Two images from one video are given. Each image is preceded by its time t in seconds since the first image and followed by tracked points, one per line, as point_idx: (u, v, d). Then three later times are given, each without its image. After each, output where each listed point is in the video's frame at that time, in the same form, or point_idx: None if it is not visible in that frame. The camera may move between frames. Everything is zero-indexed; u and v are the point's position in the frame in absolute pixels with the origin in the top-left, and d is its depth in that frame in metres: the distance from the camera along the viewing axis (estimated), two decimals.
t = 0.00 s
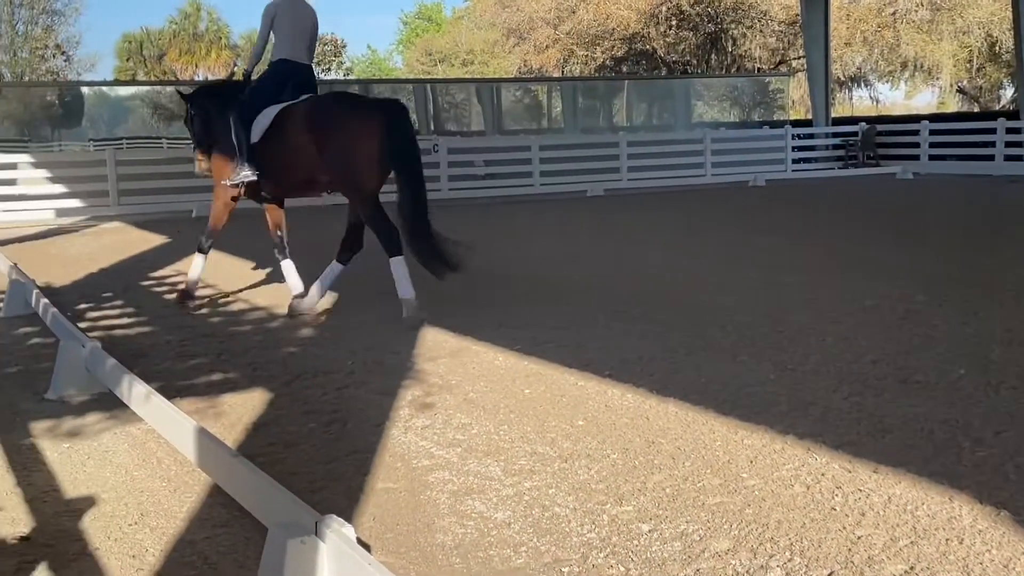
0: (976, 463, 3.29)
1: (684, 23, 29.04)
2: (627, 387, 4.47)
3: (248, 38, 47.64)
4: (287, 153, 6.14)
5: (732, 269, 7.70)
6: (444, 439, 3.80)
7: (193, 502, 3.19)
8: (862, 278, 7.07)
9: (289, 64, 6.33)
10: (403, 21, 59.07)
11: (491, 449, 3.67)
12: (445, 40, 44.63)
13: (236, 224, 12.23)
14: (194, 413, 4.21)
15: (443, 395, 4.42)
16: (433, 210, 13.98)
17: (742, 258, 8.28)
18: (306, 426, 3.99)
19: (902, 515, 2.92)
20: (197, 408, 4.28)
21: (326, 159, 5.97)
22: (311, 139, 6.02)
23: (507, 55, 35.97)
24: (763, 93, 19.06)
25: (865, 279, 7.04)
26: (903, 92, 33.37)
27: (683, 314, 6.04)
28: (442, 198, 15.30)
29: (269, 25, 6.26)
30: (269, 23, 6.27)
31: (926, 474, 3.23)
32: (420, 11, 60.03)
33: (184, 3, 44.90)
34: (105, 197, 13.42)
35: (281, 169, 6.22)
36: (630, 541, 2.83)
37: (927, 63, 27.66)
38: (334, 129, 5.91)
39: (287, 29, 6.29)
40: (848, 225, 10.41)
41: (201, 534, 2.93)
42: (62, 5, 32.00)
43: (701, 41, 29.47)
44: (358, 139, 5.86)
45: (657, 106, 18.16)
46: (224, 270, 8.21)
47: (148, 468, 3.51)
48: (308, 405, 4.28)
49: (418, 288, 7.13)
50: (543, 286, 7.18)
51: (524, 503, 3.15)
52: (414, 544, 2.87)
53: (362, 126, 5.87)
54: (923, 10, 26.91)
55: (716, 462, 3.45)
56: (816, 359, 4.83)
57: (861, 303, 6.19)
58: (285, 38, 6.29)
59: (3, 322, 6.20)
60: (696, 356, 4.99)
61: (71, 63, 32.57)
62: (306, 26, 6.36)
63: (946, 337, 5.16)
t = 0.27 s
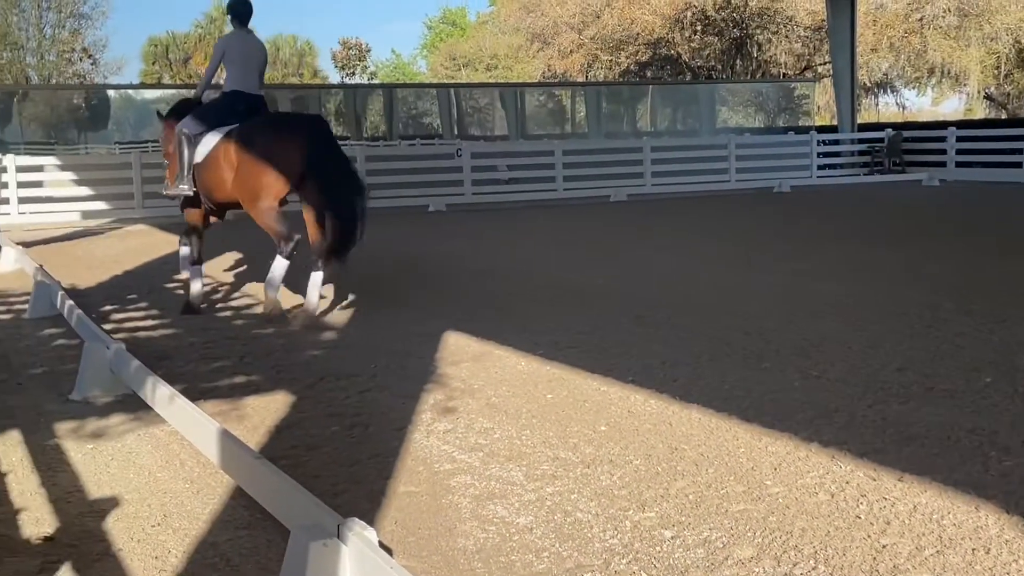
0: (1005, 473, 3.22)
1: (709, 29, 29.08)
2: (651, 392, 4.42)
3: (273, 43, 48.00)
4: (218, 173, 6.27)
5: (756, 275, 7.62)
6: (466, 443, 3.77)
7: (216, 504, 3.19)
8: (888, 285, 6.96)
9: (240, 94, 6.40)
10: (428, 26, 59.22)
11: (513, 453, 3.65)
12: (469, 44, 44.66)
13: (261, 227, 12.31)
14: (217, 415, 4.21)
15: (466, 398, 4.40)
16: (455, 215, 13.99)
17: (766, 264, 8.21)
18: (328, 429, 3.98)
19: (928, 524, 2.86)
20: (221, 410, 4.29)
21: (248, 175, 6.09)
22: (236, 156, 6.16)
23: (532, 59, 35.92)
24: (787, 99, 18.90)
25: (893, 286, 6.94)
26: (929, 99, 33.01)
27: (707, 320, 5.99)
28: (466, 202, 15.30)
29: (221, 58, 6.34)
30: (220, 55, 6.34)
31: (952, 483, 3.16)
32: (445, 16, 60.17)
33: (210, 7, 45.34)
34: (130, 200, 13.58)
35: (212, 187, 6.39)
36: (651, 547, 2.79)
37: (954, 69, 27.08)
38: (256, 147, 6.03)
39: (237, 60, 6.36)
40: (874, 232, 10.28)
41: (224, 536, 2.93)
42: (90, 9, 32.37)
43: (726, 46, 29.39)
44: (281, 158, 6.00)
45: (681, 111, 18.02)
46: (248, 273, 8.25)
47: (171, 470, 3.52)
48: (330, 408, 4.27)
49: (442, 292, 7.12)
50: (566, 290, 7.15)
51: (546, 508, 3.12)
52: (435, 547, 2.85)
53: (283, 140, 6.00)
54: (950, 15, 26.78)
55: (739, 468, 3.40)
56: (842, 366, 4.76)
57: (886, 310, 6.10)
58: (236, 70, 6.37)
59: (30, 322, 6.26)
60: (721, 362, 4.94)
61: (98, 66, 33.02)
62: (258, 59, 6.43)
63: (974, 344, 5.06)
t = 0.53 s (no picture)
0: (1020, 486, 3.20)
1: (723, 38, 28.98)
2: (663, 402, 4.41)
3: (289, 52, 48.36)
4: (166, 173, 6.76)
5: (769, 285, 7.60)
6: (479, 451, 3.78)
7: (229, 510, 3.20)
8: (903, 296, 6.92)
9: (190, 90, 6.96)
10: (442, 35, 59.48)
11: (526, 462, 3.65)
12: (483, 54, 44.86)
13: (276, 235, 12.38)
14: (231, 422, 4.24)
15: (479, 407, 4.40)
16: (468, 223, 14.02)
17: (780, 274, 8.18)
18: (341, 437, 3.99)
19: (941, 535, 2.84)
20: (234, 418, 4.31)
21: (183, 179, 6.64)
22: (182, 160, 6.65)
23: (546, 68, 36.01)
24: (802, 108, 18.79)
25: (908, 297, 6.90)
26: (943, 108, 32.89)
27: (720, 330, 5.97)
28: (479, 211, 15.32)
29: (176, 56, 6.97)
30: (174, 53, 6.99)
31: (966, 494, 3.14)
32: (460, 26, 60.43)
33: (226, 15, 45.78)
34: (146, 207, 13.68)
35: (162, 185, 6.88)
36: (664, 557, 2.78)
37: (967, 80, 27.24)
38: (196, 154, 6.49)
39: (190, 58, 6.98)
40: (889, 243, 10.21)
41: (237, 543, 2.94)
42: (108, 18, 32.71)
43: (740, 56, 29.33)
44: (210, 170, 6.46)
45: (695, 121, 17.97)
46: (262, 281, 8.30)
47: (184, 476, 3.54)
48: (343, 416, 4.29)
49: (454, 301, 7.13)
50: (578, 299, 7.15)
51: (559, 516, 3.11)
52: (447, 555, 2.85)
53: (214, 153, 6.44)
54: (965, 26, 26.71)
55: (752, 478, 3.38)
56: (855, 376, 4.73)
57: (901, 320, 6.07)
58: (186, 66, 6.96)
59: (46, 329, 6.31)
60: (733, 371, 4.93)
61: (114, 74, 33.39)
62: (212, 57, 7.07)
63: (989, 356, 5.03)
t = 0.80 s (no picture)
0: None
1: (730, 50, 29.04)
2: (670, 413, 4.41)
3: (297, 63, 48.65)
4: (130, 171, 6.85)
5: (776, 296, 7.59)
6: (485, 462, 3.78)
7: (234, 520, 3.20)
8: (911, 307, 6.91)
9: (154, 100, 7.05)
10: (450, 46, 59.77)
11: (532, 473, 3.64)
12: (491, 65, 45.06)
13: (284, 245, 12.42)
14: (237, 432, 4.25)
15: (485, 417, 4.40)
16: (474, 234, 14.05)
17: (787, 285, 8.17)
18: (347, 447, 4.00)
19: (948, 548, 2.83)
20: (240, 427, 4.32)
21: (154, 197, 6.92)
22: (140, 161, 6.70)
23: (552, 79, 36.14)
24: (808, 120, 18.82)
25: (916, 308, 6.88)
26: (950, 120, 32.92)
27: (726, 341, 5.96)
28: (486, 222, 15.35)
29: (138, 68, 7.03)
30: (137, 64, 7.04)
31: (974, 507, 3.12)
32: (468, 37, 60.72)
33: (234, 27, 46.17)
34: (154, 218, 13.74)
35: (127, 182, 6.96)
36: (671, 568, 2.77)
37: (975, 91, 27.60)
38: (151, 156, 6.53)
39: (151, 70, 7.03)
40: (895, 254, 10.19)
41: (242, 552, 2.94)
42: (117, 29, 33.00)
43: (746, 67, 29.56)
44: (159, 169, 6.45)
45: (701, 132, 17.98)
46: (268, 291, 8.32)
47: (191, 485, 3.55)
48: (349, 426, 4.29)
49: (460, 310, 7.15)
50: (584, 309, 7.15)
51: (565, 528, 3.11)
52: (452, 566, 2.85)
53: (162, 160, 6.44)
54: (973, 37, 26.65)
55: (759, 490, 3.37)
56: (862, 388, 4.72)
57: (909, 332, 6.05)
58: (147, 78, 7.01)
59: (54, 338, 6.34)
60: (740, 383, 4.92)
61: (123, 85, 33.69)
62: (173, 69, 7.12)
63: (996, 368, 5.00)
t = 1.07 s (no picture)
0: None
1: (731, 62, 29.09)
2: (672, 425, 4.40)
3: (299, 75, 48.83)
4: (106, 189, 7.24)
5: (779, 308, 7.58)
6: (486, 474, 3.77)
7: (236, 532, 3.20)
8: (913, 320, 6.90)
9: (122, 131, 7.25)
10: (452, 58, 59.97)
11: (534, 485, 3.63)
12: (493, 76, 45.19)
13: (286, 256, 12.45)
14: (238, 444, 4.24)
15: (487, 429, 4.40)
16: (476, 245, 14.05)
17: (789, 297, 8.17)
18: (349, 459, 3.99)
19: (951, 561, 2.82)
20: (242, 439, 4.32)
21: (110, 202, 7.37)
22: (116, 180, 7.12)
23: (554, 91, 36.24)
24: (810, 132, 18.88)
25: (918, 321, 6.86)
26: (952, 133, 32.93)
27: (727, 353, 5.95)
28: (488, 234, 15.37)
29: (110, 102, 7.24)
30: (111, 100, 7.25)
31: (977, 520, 3.11)
32: (469, 49, 60.94)
33: (237, 39, 46.41)
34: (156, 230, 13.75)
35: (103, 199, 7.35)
36: None
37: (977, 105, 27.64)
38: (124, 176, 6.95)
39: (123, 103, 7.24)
40: (898, 266, 10.18)
41: (244, 565, 2.94)
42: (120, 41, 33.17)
43: (748, 79, 29.57)
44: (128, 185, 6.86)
45: (703, 144, 18.03)
46: (271, 302, 8.32)
47: (193, 498, 3.54)
48: (351, 438, 4.29)
49: (462, 322, 7.15)
50: (586, 321, 7.15)
51: (567, 540, 3.10)
52: None
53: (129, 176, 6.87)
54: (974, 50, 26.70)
55: (761, 502, 3.37)
56: (865, 400, 4.71)
57: (911, 344, 6.04)
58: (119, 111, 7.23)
59: (56, 350, 6.35)
60: (742, 395, 4.91)
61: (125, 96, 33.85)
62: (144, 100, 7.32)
63: (998, 380, 5.00)
